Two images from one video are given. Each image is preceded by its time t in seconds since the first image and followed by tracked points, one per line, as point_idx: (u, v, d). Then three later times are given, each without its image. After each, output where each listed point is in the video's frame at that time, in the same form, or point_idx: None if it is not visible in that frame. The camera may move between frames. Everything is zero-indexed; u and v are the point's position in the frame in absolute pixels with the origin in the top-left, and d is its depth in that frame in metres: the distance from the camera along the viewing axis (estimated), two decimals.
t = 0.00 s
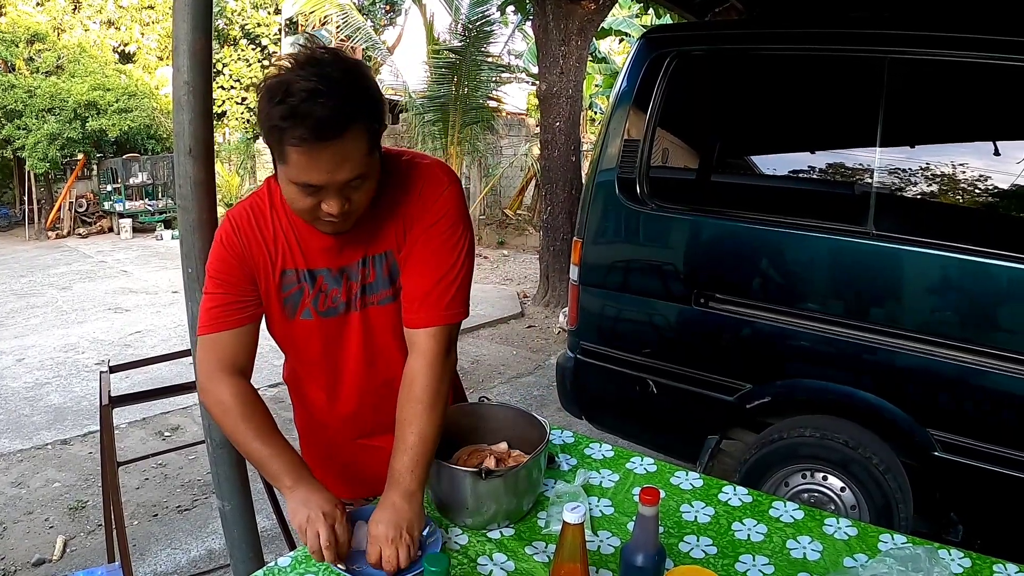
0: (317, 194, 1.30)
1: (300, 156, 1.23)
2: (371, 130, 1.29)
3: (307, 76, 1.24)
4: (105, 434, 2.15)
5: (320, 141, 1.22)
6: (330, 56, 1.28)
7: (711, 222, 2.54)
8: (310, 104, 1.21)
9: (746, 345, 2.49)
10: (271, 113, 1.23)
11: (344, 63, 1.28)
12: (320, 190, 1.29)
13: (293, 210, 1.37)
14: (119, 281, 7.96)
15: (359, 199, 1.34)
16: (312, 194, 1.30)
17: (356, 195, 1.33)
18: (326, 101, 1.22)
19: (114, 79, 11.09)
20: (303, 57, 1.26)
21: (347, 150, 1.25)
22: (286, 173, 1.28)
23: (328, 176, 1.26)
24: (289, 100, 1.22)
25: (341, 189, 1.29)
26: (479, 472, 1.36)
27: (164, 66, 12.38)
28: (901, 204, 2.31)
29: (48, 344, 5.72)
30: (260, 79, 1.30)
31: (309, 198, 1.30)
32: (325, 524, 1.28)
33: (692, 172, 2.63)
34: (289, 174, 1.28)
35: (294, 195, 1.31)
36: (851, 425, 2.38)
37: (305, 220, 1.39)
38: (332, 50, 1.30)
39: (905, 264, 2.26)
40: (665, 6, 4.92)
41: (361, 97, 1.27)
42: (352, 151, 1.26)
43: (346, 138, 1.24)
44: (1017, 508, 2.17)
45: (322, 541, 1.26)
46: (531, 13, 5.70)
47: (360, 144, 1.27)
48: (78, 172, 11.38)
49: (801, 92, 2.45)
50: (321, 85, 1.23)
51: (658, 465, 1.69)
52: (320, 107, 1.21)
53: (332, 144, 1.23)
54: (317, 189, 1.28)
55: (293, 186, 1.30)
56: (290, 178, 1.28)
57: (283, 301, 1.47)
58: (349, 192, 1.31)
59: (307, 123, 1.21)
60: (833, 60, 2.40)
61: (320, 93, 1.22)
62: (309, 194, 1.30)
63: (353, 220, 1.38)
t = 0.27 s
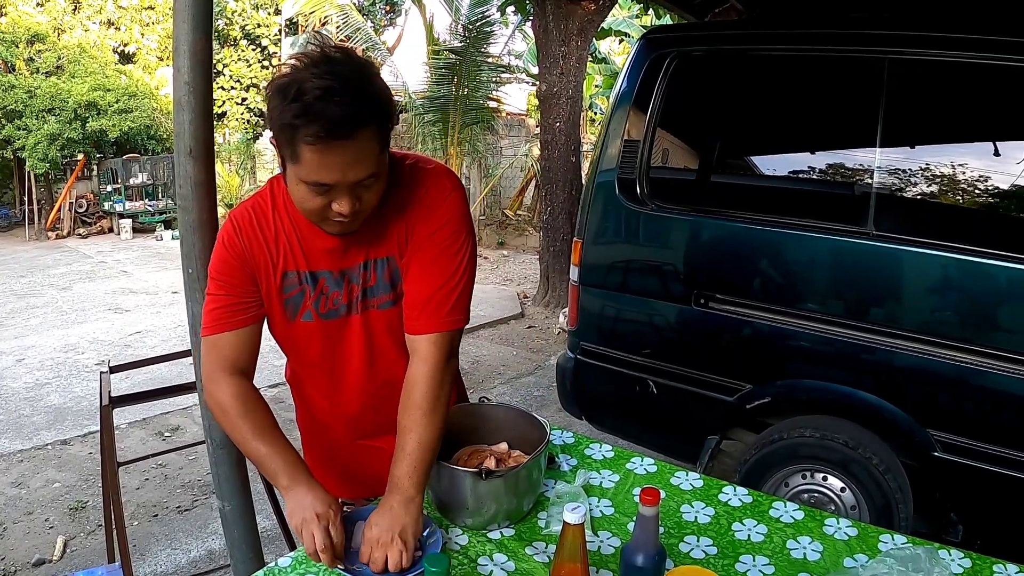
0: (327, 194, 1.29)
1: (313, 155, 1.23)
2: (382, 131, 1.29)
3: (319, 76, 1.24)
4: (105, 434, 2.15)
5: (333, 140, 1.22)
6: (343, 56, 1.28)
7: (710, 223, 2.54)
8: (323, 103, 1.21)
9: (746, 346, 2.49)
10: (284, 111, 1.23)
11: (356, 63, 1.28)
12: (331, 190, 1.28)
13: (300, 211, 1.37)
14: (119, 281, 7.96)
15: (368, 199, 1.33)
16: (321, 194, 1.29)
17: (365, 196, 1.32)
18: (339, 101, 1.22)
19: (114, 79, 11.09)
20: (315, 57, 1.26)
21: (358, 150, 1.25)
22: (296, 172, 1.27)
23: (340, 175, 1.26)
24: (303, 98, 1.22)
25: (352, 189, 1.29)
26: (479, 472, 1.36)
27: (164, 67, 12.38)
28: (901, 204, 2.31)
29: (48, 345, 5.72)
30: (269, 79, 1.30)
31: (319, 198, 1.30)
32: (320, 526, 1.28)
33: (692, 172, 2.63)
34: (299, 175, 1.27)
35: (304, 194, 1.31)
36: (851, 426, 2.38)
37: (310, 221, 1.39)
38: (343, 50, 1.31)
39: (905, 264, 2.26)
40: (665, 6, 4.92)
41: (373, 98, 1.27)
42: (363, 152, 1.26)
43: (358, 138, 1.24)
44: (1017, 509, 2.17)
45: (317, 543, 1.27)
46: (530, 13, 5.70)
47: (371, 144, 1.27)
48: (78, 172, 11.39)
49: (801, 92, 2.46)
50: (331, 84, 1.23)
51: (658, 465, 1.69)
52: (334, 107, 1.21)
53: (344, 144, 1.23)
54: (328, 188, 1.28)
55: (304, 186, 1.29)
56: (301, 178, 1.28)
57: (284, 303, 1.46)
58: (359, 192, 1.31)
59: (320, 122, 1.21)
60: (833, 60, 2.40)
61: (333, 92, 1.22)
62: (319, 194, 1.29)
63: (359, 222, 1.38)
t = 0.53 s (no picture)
0: (345, 193, 1.28)
1: (331, 156, 1.21)
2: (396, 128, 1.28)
3: (330, 77, 1.23)
4: (104, 433, 2.15)
5: (353, 138, 1.21)
6: (351, 59, 1.27)
7: (709, 223, 2.54)
8: (338, 104, 1.20)
9: (745, 346, 2.49)
10: (298, 114, 1.22)
11: (365, 64, 1.27)
12: (351, 188, 1.27)
13: (314, 211, 1.35)
14: (118, 281, 7.96)
15: (384, 192, 1.32)
16: (340, 194, 1.28)
17: (382, 191, 1.32)
18: (353, 101, 1.21)
19: (114, 79, 11.08)
20: (324, 60, 1.25)
21: (376, 147, 1.24)
22: (314, 175, 1.25)
23: (362, 170, 1.25)
24: (316, 102, 1.21)
25: (371, 185, 1.28)
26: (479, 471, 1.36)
27: (163, 66, 12.38)
28: (900, 204, 2.32)
29: (46, 344, 5.71)
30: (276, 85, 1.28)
31: (338, 198, 1.29)
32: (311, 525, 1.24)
33: (692, 172, 2.63)
34: (314, 177, 1.26)
35: (322, 197, 1.29)
36: (850, 426, 2.38)
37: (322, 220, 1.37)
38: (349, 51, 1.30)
39: (904, 264, 2.26)
40: (664, 6, 4.92)
41: (385, 96, 1.26)
42: (380, 148, 1.25)
43: (375, 135, 1.23)
44: (1016, 509, 2.17)
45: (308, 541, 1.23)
46: (530, 13, 5.70)
47: (388, 139, 1.26)
48: (77, 172, 11.38)
49: (800, 93, 2.46)
50: (342, 84, 1.22)
51: (658, 465, 1.69)
52: (350, 107, 1.20)
53: (363, 142, 1.22)
54: (347, 187, 1.26)
55: (320, 188, 1.27)
56: (317, 180, 1.26)
57: (287, 301, 1.44)
58: (377, 186, 1.30)
59: (337, 124, 1.19)
60: (833, 61, 2.40)
61: (347, 94, 1.21)
62: (338, 194, 1.28)
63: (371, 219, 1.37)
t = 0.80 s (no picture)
0: (380, 174, 1.36)
1: (375, 138, 1.30)
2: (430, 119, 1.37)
3: (372, 65, 1.33)
4: (102, 432, 2.15)
5: (395, 123, 1.30)
6: (389, 52, 1.37)
7: (708, 222, 2.54)
8: (381, 91, 1.30)
9: (744, 345, 2.49)
10: (342, 98, 1.30)
11: (403, 57, 1.38)
12: (386, 171, 1.35)
13: (344, 194, 1.42)
14: (116, 280, 7.95)
15: (412, 181, 1.42)
16: (375, 174, 1.36)
17: (411, 178, 1.41)
18: (395, 88, 1.31)
19: (112, 77, 11.07)
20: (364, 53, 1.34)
21: (413, 133, 1.34)
22: (351, 156, 1.33)
23: (398, 155, 1.33)
24: (361, 88, 1.30)
25: (405, 170, 1.37)
26: (477, 471, 1.35)
27: (162, 65, 12.37)
28: (899, 203, 2.32)
29: (45, 343, 5.71)
30: (318, 72, 1.37)
31: (372, 179, 1.36)
32: (346, 413, 1.31)
33: (690, 171, 2.63)
34: (354, 158, 1.33)
35: (357, 178, 1.36)
36: (849, 425, 2.38)
37: (352, 203, 1.44)
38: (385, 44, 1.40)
39: (903, 264, 2.26)
40: (663, 6, 4.92)
41: (424, 87, 1.36)
42: (417, 135, 1.35)
43: (412, 122, 1.33)
44: (1014, 509, 2.17)
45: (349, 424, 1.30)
46: (529, 12, 5.70)
47: (422, 129, 1.35)
48: (75, 170, 11.37)
49: (799, 92, 2.45)
50: (388, 73, 1.32)
51: (656, 464, 1.69)
52: (391, 96, 1.30)
53: (404, 127, 1.31)
54: (383, 169, 1.35)
55: (359, 169, 1.35)
56: (356, 161, 1.33)
57: (307, 286, 1.48)
58: (408, 173, 1.39)
59: (383, 107, 1.29)
60: (832, 60, 2.40)
61: (390, 83, 1.31)
62: (373, 175, 1.36)
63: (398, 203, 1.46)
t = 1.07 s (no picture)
0: (430, 161, 1.46)
1: (434, 124, 1.41)
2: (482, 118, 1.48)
3: (444, 62, 1.44)
4: (101, 434, 2.15)
5: (453, 116, 1.41)
6: (456, 52, 1.49)
7: (707, 223, 2.55)
8: (447, 84, 1.41)
9: (743, 346, 2.49)
10: (408, 87, 1.41)
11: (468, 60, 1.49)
12: (436, 158, 1.46)
13: (392, 178, 1.52)
14: (115, 282, 7.95)
15: (454, 174, 1.53)
16: (426, 160, 1.46)
17: (455, 170, 1.52)
18: (458, 84, 1.42)
19: (111, 79, 11.07)
20: (435, 51, 1.46)
21: (465, 128, 1.44)
22: (407, 140, 1.43)
23: (449, 147, 1.44)
24: (427, 79, 1.41)
25: (451, 161, 1.48)
26: (475, 474, 1.35)
27: (161, 67, 12.37)
28: (897, 204, 2.32)
29: (44, 346, 5.70)
30: (390, 62, 1.48)
31: (421, 165, 1.46)
32: (436, 392, 1.42)
33: (689, 172, 2.63)
34: (410, 141, 1.43)
35: (407, 162, 1.46)
36: (847, 427, 2.38)
37: (398, 188, 1.54)
38: (453, 46, 1.52)
39: (902, 264, 2.26)
40: (662, 7, 4.92)
41: (483, 87, 1.48)
42: (468, 130, 1.45)
43: (467, 118, 1.44)
44: (1013, 509, 2.17)
45: (445, 402, 1.42)
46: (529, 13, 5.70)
47: (475, 124, 1.46)
48: (74, 173, 11.37)
49: (797, 94, 2.46)
50: (454, 70, 1.44)
51: (655, 466, 1.69)
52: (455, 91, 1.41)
53: (459, 121, 1.42)
54: (434, 156, 1.45)
55: (412, 153, 1.45)
56: (411, 145, 1.43)
57: (350, 262, 1.55)
58: (452, 165, 1.50)
59: (444, 99, 1.40)
60: (830, 61, 2.40)
61: (453, 78, 1.42)
62: (423, 161, 1.46)
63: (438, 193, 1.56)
